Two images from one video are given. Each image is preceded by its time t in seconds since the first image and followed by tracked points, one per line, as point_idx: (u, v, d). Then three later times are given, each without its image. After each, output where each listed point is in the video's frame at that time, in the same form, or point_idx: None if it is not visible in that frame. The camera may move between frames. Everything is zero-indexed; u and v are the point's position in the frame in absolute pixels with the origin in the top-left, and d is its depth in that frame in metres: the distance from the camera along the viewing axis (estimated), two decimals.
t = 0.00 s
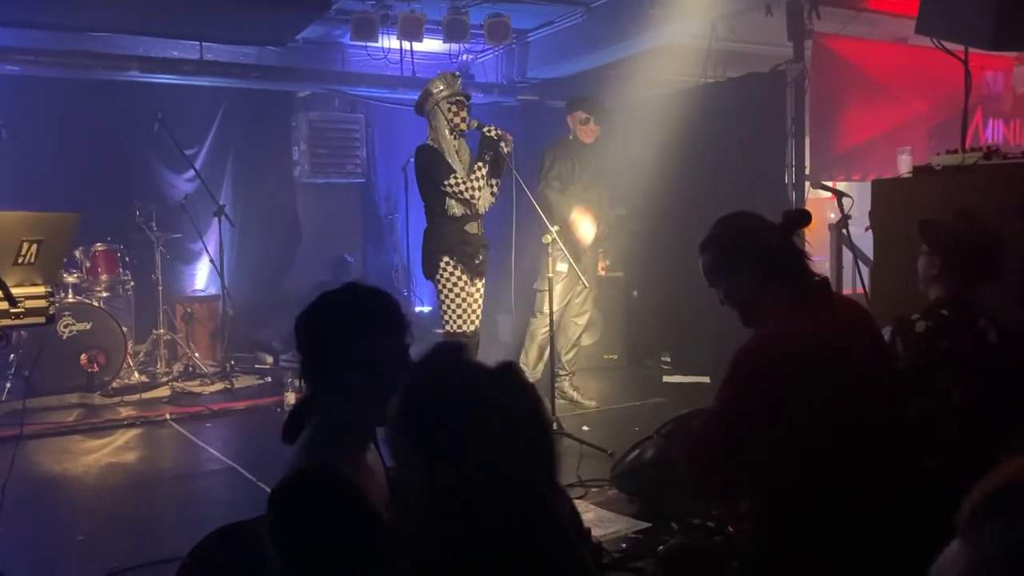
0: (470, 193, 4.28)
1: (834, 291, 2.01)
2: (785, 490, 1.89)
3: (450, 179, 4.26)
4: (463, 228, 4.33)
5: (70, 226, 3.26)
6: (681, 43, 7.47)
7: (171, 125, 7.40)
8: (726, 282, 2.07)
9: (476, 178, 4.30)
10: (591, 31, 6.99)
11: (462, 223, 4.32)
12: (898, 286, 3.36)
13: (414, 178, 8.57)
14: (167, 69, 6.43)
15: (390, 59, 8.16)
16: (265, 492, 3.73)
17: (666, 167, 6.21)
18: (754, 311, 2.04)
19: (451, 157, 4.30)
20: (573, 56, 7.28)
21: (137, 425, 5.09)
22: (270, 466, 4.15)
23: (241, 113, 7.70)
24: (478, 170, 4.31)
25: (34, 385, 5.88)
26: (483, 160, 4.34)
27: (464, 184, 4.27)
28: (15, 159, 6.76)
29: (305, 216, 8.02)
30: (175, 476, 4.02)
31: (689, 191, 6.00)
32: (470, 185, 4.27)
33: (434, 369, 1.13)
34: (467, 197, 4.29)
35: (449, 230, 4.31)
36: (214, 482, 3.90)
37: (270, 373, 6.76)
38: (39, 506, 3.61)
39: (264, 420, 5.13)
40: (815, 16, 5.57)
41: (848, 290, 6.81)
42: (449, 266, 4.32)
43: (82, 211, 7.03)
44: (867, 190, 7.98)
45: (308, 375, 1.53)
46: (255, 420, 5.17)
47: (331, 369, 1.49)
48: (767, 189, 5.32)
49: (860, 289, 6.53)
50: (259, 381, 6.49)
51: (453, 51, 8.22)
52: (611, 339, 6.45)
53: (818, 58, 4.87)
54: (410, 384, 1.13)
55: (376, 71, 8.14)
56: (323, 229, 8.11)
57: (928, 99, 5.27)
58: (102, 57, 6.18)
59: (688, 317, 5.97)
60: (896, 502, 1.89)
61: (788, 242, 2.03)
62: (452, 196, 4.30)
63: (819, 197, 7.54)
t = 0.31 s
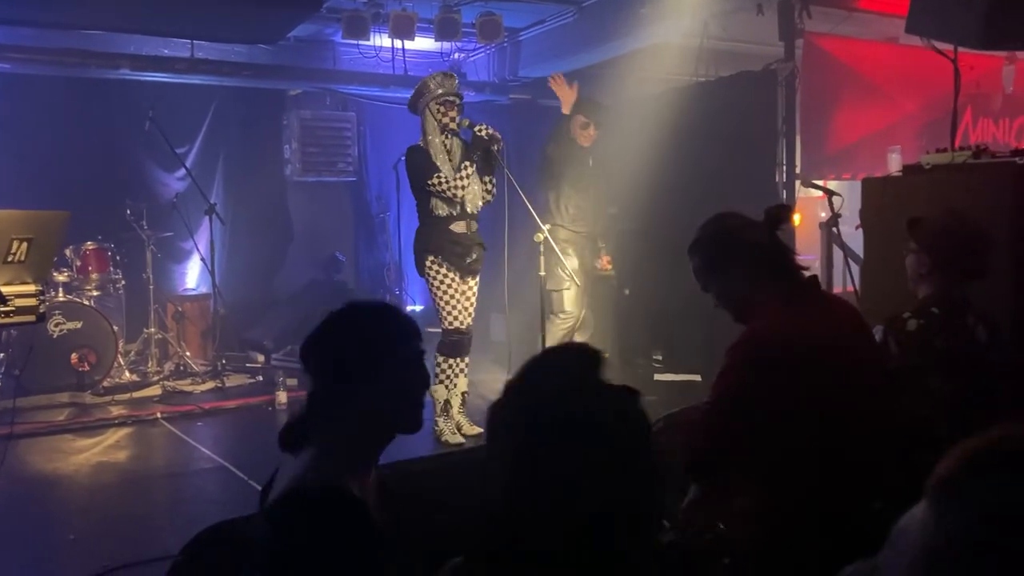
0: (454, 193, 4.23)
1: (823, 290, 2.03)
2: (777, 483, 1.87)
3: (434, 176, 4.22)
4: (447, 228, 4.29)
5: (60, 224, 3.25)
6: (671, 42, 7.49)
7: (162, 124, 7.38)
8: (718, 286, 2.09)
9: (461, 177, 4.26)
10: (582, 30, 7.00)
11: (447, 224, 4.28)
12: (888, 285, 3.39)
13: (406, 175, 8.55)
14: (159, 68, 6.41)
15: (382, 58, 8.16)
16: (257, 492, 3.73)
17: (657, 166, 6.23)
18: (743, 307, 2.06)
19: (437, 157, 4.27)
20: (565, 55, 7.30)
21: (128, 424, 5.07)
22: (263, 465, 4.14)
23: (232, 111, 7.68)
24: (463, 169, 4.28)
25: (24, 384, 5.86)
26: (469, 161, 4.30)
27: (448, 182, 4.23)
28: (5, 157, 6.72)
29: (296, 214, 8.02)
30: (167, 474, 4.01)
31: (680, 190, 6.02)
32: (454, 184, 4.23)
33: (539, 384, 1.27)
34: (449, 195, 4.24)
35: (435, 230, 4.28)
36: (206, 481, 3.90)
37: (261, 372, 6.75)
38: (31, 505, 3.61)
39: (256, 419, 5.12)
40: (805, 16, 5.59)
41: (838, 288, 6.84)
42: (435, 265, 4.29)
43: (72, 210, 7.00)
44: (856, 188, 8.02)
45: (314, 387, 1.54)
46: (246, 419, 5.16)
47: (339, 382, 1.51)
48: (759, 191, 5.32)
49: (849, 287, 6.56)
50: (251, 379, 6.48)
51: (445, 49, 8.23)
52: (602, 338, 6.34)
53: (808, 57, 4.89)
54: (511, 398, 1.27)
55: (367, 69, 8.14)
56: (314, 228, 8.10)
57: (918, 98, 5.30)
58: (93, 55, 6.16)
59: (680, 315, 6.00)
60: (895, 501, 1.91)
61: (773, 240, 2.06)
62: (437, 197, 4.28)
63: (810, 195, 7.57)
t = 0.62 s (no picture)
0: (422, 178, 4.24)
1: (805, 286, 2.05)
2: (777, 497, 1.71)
3: (409, 162, 4.26)
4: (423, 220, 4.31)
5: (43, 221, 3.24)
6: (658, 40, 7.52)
7: (148, 120, 7.36)
8: (703, 281, 2.14)
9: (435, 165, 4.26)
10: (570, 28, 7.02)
11: (423, 216, 4.31)
12: (871, 282, 3.42)
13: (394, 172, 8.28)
14: (145, 64, 6.39)
15: (369, 55, 8.15)
16: (243, 489, 3.73)
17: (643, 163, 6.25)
18: (722, 295, 2.11)
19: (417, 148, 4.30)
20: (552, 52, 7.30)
21: (114, 421, 5.06)
22: (249, 462, 4.14)
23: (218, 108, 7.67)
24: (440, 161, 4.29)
25: (9, 382, 5.84)
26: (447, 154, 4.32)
27: (421, 168, 4.25)
28: None
29: (284, 212, 7.98)
30: (153, 472, 4.00)
31: (666, 187, 6.05)
32: (426, 171, 4.25)
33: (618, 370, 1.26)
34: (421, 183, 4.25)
35: (414, 223, 4.32)
36: (192, 478, 3.90)
37: (248, 369, 6.74)
38: (15, 502, 3.60)
39: (241, 416, 5.11)
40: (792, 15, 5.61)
41: (824, 285, 6.89)
42: (409, 258, 4.35)
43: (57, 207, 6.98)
44: (841, 186, 8.07)
45: (320, 406, 1.41)
46: (232, 416, 5.15)
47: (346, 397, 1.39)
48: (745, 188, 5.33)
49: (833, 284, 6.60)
50: (238, 377, 6.48)
51: (432, 47, 8.22)
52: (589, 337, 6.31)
53: (794, 55, 4.92)
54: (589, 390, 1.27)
55: (355, 66, 8.12)
56: (300, 226, 8.02)
57: (902, 96, 5.34)
58: (79, 52, 6.13)
59: (667, 313, 6.02)
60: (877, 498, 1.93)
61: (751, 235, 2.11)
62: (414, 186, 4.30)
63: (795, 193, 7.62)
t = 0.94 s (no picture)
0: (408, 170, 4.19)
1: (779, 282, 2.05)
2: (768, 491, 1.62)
3: (389, 157, 4.24)
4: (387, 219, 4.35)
5: (21, 213, 3.23)
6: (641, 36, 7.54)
7: (128, 113, 7.32)
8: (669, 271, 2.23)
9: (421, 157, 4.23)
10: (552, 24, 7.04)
11: (386, 213, 4.34)
12: (846, 276, 3.46)
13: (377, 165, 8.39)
14: (125, 57, 6.35)
15: (351, 49, 8.13)
16: (222, 481, 3.73)
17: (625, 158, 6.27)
18: (692, 287, 2.16)
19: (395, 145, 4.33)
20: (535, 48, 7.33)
21: (93, 415, 5.03)
22: (229, 456, 4.13)
23: (199, 101, 7.61)
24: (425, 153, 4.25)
25: None
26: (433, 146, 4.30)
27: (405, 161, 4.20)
28: None
29: (265, 208, 7.92)
30: (132, 464, 4.00)
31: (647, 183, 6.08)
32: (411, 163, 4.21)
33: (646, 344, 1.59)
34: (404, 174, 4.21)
35: (373, 217, 4.34)
36: (172, 471, 3.90)
37: (229, 364, 6.72)
38: None
39: (221, 410, 5.11)
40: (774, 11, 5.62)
41: (802, 281, 6.94)
42: (369, 256, 4.35)
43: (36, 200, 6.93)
44: (820, 182, 8.13)
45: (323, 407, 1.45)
46: (213, 410, 5.14)
47: (344, 402, 1.43)
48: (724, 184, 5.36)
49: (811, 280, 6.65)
50: (218, 371, 6.46)
51: (415, 41, 8.21)
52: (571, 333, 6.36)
53: (775, 52, 4.94)
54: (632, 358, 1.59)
55: (337, 60, 8.10)
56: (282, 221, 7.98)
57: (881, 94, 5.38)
58: (58, 44, 6.08)
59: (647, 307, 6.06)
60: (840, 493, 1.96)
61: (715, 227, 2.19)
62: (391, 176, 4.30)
63: (775, 189, 7.67)
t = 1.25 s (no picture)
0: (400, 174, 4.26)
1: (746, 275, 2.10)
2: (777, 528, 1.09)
3: (381, 157, 4.27)
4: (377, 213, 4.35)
5: None
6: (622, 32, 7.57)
7: (109, 106, 7.27)
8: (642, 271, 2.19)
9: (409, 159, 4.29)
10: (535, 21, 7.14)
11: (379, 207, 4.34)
12: (823, 269, 3.49)
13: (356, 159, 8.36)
14: (105, 48, 6.31)
15: (334, 43, 8.11)
16: (203, 474, 3.72)
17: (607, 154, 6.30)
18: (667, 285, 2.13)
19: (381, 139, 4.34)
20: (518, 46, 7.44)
21: (73, 408, 5.01)
22: (210, 449, 4.12)
23: (179, 95, 7.57)
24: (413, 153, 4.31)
25: None
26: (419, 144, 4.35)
27: (395, 163, 4.27)
28: None
29: (247, 203, 7.93)
30: (112, 457, 3.98)
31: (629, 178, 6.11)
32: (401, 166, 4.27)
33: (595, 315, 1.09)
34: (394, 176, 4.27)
35: (360, 212, 4.31)
36: (153, 463, 3.88)
37: (210, 357, 6.70)
38: None
39: (202, 404, 5.09)
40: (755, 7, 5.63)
41: (782, 276, 6.98)
42: (357, 249, 4.32)
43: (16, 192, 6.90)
44: (801, 179, 8.17)
45: (353, 437, 1.31)
46: (194, 403, 5.12)
47: (372, 431, 1.28)
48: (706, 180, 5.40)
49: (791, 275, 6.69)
50: (199, 364, 6.44)
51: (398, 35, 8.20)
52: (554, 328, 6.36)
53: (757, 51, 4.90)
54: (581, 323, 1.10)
55: (321, 54, 8.07)
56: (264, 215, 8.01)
57: (861, 91, 5.41)
58: (37, 35, 6.06)
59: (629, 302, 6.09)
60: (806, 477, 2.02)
61: (686, 223, 2.18)
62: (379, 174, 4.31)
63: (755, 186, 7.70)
